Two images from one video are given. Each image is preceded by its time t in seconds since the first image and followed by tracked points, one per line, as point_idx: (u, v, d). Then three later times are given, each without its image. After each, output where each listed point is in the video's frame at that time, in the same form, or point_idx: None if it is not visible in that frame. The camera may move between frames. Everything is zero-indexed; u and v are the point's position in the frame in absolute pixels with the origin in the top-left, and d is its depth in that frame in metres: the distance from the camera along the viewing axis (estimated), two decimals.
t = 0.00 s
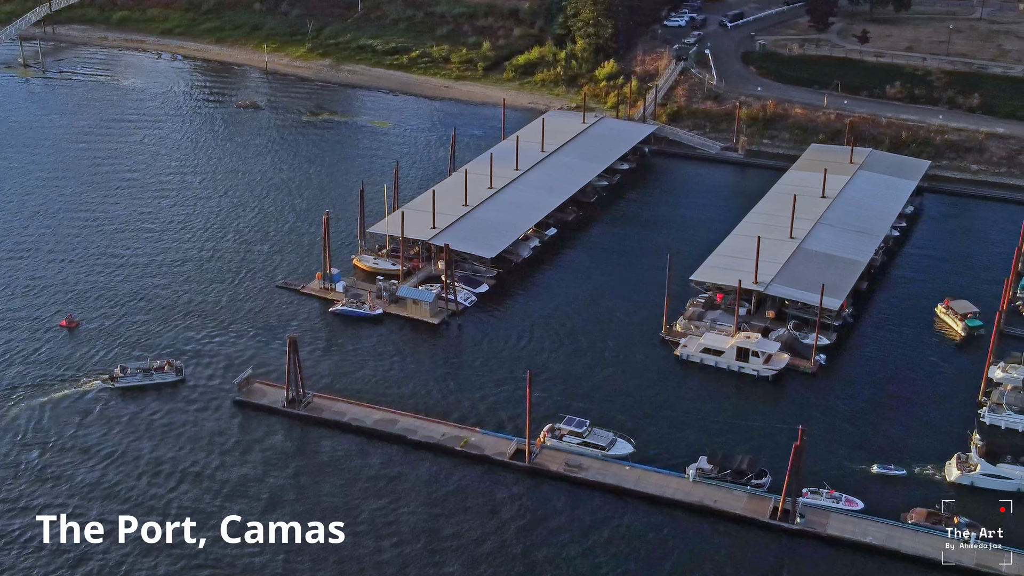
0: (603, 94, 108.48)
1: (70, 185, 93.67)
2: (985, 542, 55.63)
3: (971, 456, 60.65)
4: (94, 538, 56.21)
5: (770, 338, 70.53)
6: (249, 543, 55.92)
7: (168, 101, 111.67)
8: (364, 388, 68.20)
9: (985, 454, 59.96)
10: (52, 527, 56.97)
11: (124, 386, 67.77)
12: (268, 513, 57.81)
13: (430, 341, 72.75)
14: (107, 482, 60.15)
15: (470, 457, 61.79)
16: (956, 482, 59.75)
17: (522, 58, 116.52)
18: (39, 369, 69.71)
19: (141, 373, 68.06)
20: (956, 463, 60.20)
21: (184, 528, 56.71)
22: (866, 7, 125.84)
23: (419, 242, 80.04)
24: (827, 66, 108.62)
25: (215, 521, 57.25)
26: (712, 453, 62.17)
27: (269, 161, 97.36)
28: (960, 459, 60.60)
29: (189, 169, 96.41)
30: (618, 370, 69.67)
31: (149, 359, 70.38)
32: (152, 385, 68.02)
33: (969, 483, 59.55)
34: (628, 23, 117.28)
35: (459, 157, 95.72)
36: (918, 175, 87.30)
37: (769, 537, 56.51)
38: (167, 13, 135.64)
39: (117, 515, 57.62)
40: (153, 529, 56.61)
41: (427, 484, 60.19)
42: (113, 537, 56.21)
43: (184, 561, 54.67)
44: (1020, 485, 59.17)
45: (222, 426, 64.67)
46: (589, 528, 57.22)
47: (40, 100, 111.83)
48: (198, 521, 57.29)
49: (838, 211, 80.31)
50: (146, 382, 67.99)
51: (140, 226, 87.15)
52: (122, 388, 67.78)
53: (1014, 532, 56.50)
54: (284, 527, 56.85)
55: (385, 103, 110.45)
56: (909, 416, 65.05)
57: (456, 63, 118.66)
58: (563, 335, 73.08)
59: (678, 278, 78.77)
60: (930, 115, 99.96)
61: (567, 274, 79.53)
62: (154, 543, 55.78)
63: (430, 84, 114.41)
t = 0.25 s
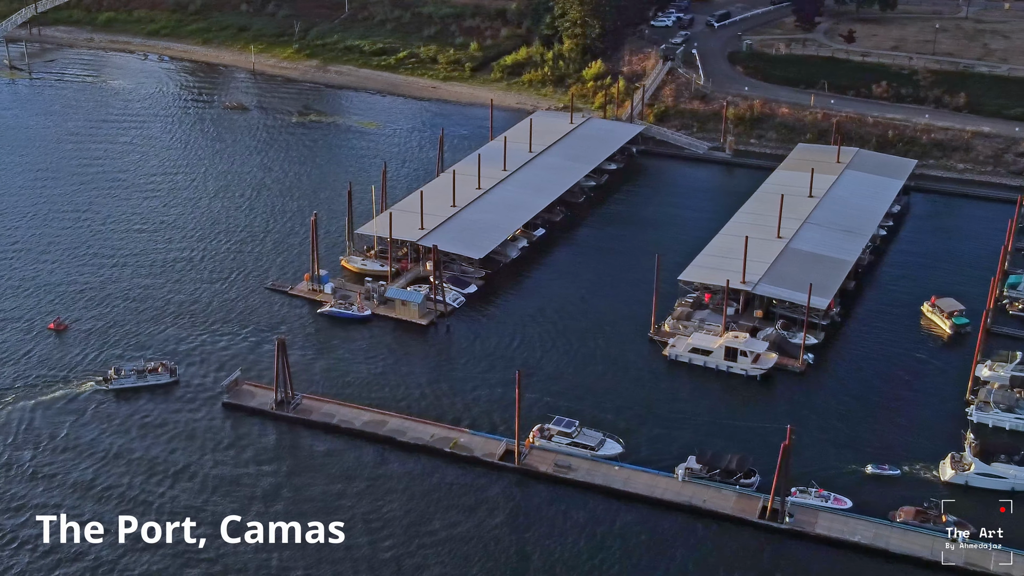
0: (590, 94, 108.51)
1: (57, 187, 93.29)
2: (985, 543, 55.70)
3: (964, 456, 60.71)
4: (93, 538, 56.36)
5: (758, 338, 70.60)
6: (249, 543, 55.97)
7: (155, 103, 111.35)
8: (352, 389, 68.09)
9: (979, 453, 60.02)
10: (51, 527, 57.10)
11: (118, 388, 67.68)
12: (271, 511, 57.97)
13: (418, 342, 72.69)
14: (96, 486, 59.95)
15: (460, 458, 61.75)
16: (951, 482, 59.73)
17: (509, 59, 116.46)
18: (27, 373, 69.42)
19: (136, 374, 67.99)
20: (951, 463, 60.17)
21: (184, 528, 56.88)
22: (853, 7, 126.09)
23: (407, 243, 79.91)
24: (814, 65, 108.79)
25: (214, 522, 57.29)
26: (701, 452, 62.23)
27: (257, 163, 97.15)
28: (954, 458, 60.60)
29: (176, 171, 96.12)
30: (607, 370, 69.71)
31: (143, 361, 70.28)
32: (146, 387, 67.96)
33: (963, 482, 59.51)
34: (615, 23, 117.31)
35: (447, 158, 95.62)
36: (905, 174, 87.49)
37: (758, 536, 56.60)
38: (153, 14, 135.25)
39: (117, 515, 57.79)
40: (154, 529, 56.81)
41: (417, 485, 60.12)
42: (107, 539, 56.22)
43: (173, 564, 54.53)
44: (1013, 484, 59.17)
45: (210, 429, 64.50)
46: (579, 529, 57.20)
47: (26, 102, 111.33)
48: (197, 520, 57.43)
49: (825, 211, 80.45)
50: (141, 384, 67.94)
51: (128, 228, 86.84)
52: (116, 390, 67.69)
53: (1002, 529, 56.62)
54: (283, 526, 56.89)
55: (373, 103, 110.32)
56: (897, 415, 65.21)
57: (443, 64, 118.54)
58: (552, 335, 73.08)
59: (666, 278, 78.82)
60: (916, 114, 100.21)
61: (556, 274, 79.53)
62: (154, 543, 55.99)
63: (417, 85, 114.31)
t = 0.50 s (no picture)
0: (582, 94, 108.52)
1: (48, 189, 93.01)
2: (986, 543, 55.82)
3: (961, 455, 60.74)
4: (93, 538, 56.39)
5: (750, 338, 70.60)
6: (249, 543, 55.98)
7: (147, 104, 111.12)
8: (344, 390, 68.00)
9: (976, 453, 60.16)
10: (52, 527, 57.14)
11: (115, 390, 67.56)
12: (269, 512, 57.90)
13: (410, 343, 72.63)
14: (88, 489, 59.77)
15: (452, 459, 61.69)
16: (948, 482, 59.76)
17: (501, 59, 116.39)
18: (19, 376, 69.21)
19: (132, 376, 67.85)
20: (948, 462, 60.16)
21: (184, 528, 56.87)
22: (843, 6, 126.25)
23: (399, 244, 79.82)
24: (805, 65, 108.89)
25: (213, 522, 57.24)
26: (693, 452, 62.23)
27: (248, 164, 96.98)
28: (951, 458, 60.63)
29: (168, 173, 95.91)
30: (599, 370, 69.71)
31: (140, 362, 70.15)
32: (143, 389, 67.83)
33: (961, 482, 59.56)
34: (607, 23, 117.31)
35: (439, 158, 95.54)
36: (897, 173, 87.60)
37: (750, 536, 56.63)
38: (144, 15, 135.00)
39: (117, 515, 57.79)
40: (154, 529, 56.74)
41: (409, 486, 60.05)
42: (105, 540, 56.21)
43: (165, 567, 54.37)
44: (1011, 483, 59.30)
45: (203, 430, 64.35)
46: (571, 530, 57.16)
47: (17, 103, 111.00)
48: (197, 520, 57.38)
49: (816, 210, 80.51)
50: (138, 385, 67.80)
51: (120, 230, 86.61)
52: (113, 391, 67.56)
53: (993, 528, 56.73)
54: (283, 526, 56.92)
55: (364, 104, 110.21)
56: (889, 414, 65.30)
57: (434, 64, 118.44)
58: (544, 336, 73.04)
59: (658, 278, 78.84)
60: (907, 113, 100.34)
61: (548, 274, 79.52)
62: (154, 543, 55.94)
63: (409, 86, 114.21)
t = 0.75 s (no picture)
0: (572, 94, 108.54)
1: (39, 191, 92.71)
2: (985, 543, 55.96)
3: (957, 455, 60.87)
4: (94, 538, 56.40)
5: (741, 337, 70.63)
6: (249, 543, 55.99)
7: (137, 105, 110.88)
8: (335, 391, 67.91)
9: (972, 452, 60.14)
10: (52, 527, 57.19)
11: (111, 391, 67.50)
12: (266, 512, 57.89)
13: (402, 344, 72.56)
14: (80, 492, 59.60)
15: (443, 460, 61.63)
16: (945, 482, 59.83)
17: (491, 59, 116.33)
18: (10, 378, 68.98)
19: (129, 377, 67.81)
20: (943, 462, 60.30)
21: (184, 528, 56.84)
22: (833, 6, 126.43)
23: (390, 245, 79.72)
24: (795, 64, 109.02)
25: (211, 523, 57.21)
26: (684, 452, 62.26)
27: (239, 165, 96.82)
28: (947, 458, 60.70)
29: (159, 174, 95.69)
30: (590, 370, 69.72)
31: (136, 363, 70.05)
32: (140, 390, 67.76)
33: (957, 482, 59.65)
34: (596, 23, 117.34)
35: (430, 159, 95.46)
36: (886, 172, 87.75)
37: (742, 535, 56.68)
38: (133, 16, 134.71)
39: (117, 515, 57.80)
40: (153, 529, 56.75)
41: (401, 487, 59.99)
42: (101, 542, 56.14)
43: (158, 569, 54.24)
44: (1007, 483, 59.40)
45: (194, 432, 64.20)
46: (563, 530, 57.14)
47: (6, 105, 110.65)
48: (197, 520, 57.39)
49: (806, 210, 80.59)
50: (134, 387, 67.75)
51: (111, 232, 86.37)
52: (110, 393, 67.49)
53: (983, 527, 56.83)
54: (283, 527, 56.94)
55: (355, 105, 110.09)
56: (880, 413, 65.38)
57: (425, 65, 118.35)
58: (535, 336, 73.02)
59: (649, 278, 78.86)
60: (896, 113, 100.53)
61: (539, 275, 79.51)
62: (154, 543, 55.93)
63: (399, 86, 114.13)
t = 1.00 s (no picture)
0: (563, 94, 108.53)
1: (30, 192, 92.50)
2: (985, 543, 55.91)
3: (954, 455, 60.82)
4: (94, 538, 56.29)
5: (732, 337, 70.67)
6: (249, 543, 55.96)
7: (128, 106, 110.68)
8: (327, 392, 67.83)
9: (969, 452, 59.88)
10: (52, 526, 57.12)
11: (108, 392, 67.38)
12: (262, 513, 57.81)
13: (393, 344, 72.50)
14: (72, 494, 59.41)
15: (435, 460, 61.60)
16: (942, 481, 59.81)
17: (482, 60, 116.30)
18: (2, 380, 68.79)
19: (126, 378, 67.70)
20: (940, 462, 60.25)
21: (184, 528, 56.82)
22: (823, 6, 126.56)
23: (382, 246, 79.64)
24: (786, 64, 109.11)
25: (208, 524, 57.14)
26: (676, 452, 62.31)
27: (230, 166, 96.70)
28: (944, 458, 60.61)
29: (150, 175, 95.54)
30: (582, 370, 69.73)
31: (134, 365, 69.94)
32: (136, 391, 67.64)
33: (955, 481, 59.61)
34: (587, 23, 117.33)
35: (421, 159, 95.38)
36: (877, 172, 87.85)
37: (734, 535, 56.72)
38: (124, 17, 134.44)
39: (118, 515, 57.75)
40: (153, 529, 56.69)
41: (394, 488, 59.97)
42: (96, 543, 55.98)
43: (151, 571, 54.06)
44: (1005, 483, 59.42)
45: (186, 434, 64.08)
46: (555, 530, 57.13)
47: None
48: (197, 520, 57.42)
49: (797, 210, 80.65)
50: (131, 388, 67.63)
51: (103, 233, 86.20)
52: (107, 394, 67.37)
53: (974, 525, 56.92)
54: (283, 526, 56.97)
55: (347, 105, 109.96)
56: (871, 413, 65.48)
57: (416, 65, 118.24)
58: (527, 337, 73.01)
59: (640, 278, 78.87)
60: (887, 112, 100.67)
61: (531, 275, 79.51)
62: (154, 543, 55.85)
63: (390, 87, 114.03)
